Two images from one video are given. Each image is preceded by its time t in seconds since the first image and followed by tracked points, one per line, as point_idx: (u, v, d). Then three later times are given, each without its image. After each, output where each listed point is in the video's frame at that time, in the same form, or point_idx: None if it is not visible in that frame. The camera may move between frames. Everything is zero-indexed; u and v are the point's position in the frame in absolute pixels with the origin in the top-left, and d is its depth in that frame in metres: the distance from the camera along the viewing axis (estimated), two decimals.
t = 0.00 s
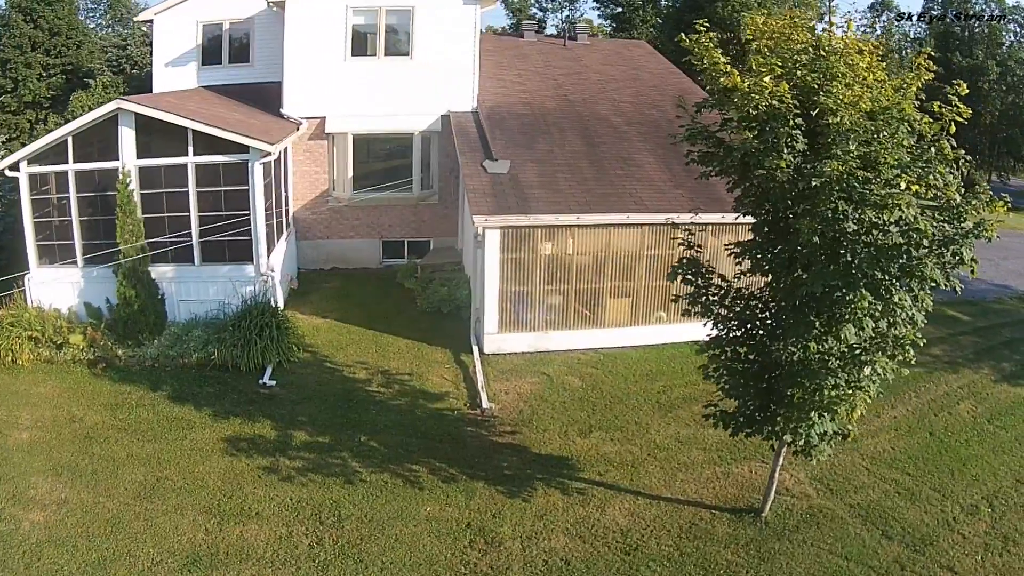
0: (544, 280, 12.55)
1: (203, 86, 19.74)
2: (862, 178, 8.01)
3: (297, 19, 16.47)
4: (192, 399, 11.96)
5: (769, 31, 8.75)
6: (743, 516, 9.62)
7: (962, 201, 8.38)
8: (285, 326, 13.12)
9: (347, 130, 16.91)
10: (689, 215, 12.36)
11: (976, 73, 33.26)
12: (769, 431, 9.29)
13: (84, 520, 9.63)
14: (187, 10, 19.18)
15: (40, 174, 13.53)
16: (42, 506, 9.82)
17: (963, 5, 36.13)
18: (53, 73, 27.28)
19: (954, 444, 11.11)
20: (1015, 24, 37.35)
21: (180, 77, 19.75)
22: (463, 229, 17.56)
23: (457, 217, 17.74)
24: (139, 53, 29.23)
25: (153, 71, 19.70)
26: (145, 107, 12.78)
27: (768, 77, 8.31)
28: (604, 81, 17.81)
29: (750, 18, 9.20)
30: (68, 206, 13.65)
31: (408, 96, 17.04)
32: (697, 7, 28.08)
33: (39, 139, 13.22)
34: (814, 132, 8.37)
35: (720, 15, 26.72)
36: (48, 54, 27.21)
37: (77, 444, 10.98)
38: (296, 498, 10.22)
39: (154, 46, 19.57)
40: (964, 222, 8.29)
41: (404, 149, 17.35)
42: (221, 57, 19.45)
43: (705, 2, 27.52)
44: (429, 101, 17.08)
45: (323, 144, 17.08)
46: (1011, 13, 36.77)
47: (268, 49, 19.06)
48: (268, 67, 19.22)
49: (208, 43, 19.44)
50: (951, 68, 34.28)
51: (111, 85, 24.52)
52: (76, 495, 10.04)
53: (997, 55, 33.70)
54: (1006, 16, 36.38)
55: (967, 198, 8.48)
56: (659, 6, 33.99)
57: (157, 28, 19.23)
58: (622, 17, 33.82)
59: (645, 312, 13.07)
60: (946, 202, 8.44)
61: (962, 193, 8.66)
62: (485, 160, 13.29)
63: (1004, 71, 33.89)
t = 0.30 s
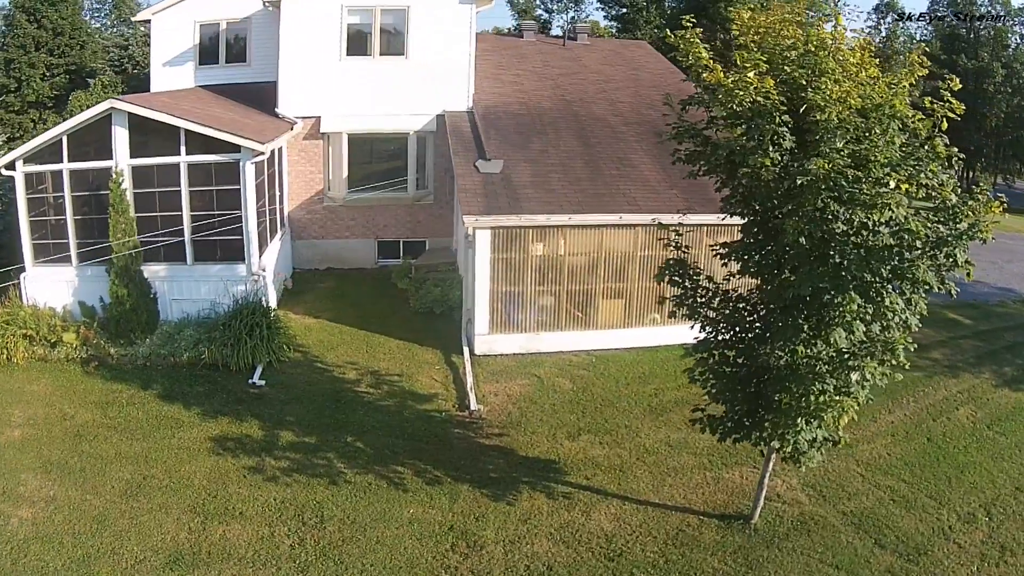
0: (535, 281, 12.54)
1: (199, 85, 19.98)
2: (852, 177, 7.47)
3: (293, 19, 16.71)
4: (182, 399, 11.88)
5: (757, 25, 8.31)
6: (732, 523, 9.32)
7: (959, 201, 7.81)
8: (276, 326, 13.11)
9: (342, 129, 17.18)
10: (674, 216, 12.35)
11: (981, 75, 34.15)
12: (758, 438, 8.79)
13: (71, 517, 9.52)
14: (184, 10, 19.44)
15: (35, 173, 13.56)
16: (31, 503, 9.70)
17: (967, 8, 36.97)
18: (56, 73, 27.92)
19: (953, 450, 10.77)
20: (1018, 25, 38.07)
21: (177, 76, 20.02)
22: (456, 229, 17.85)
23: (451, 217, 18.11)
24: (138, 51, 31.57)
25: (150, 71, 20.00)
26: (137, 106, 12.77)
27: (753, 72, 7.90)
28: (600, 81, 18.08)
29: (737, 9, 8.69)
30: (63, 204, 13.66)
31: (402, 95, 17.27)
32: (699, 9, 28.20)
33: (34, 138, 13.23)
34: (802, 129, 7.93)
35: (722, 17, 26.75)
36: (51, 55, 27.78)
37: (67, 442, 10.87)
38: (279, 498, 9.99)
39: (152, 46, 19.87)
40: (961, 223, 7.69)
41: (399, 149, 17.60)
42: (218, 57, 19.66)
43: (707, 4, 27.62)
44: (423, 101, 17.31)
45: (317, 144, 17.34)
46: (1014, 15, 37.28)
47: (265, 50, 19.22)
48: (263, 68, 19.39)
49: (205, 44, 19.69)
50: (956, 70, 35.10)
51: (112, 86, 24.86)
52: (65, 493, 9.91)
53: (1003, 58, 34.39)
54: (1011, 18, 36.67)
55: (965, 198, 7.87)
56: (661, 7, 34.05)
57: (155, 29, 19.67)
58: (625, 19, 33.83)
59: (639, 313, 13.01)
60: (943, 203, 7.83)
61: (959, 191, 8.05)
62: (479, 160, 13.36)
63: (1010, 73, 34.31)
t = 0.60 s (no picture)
0: (533, 283, 12.45)
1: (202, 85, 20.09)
2: (847, 178, 6.96)
3: (295, 18, 16.91)
4: (177, 398, 11.81)
5: (750, 20, 7.88)
6: (724, 532, 9.02)
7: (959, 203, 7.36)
8: (272, 326, 13.05)
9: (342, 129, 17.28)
10: (667, 218, 12.27)
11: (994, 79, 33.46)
12: (751, 447, 8.41)
13: (62, 513, 9.43)
14: (186, 9, 19.63)
15: (36, 171, 13.64)
16: (23, 499, 9.61)
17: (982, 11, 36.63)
18: (64, 71, 28.07)
19: (956, 461, 10.44)
20: None
21: (179, 75, 20.14)
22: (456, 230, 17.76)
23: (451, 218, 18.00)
24: (145, 50, 32.34)
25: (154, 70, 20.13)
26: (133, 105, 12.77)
27: (744, 70, 7.50)
28: (605, 83, 18.15)
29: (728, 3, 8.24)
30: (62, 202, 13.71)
31: (403, 95, 17.35)
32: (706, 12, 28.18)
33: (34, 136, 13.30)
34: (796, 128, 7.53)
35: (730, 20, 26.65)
36: (60, 54, 27.91)
37: (61, 438, 10.77)
38: (269, 498, 9.90)
39: (155, 45, 20.04)
40: (960, 228, 7.25)
41: (401, 149, 17.63)
42: (221, 56, 19.77)
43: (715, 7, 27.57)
44: (424, 101, 17.40)
45: (318, 144, 17.40)
46: None
47: (267, 49, 19.31)
48: (265, 67, 19.46)
49: (209, 43, 19.82)
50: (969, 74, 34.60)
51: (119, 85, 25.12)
52: (57, 489, 9.82)
53: (1014, 63, 33.69)
54: None
55: (965, 202, 7.43)
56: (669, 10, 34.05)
57: (158, 27, 19.77)
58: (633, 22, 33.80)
59: (639, 316, 12.85)
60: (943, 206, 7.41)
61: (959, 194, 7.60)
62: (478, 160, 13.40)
63: None
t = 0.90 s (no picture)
0: (537, 286, 12.37)
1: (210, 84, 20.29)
2: (847, 183, 6.54)
3: (303, 18, 16.97)
4: (177, 397, 11.85)
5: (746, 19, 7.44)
6: (721, 544, 8.73)
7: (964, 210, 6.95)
8: (273, 326, 13.04)
9: (349, 128, 17.29)
10: (667, 220, 12.17)
11: (1010, 82, 32.43)
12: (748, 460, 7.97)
13: (59, 510, 9.43)
14: (194, 9, 19.81)
15: (43, 171, 13.82)
16: (21, 495, 9.64)
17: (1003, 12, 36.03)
18: (78, 69, 28.58)
19: (962, 472, 10.08)
20: None
21: (187, 74, 20.33)
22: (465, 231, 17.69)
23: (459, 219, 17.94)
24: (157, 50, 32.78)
25: (163, 70, 20.38)
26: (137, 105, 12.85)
27: (740, 70, 7.08)
28: (615, 84, 18.26)
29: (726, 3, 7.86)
30: (68, 202, 13.86)
31: (411, 95, 17.31)
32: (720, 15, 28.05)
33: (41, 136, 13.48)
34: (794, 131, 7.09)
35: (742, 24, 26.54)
36: (73, 51, 28.41)
37: (62, 435, 10.84)
38: (264, 500, 9.81)
39: (164, 45, 20.27)
40: (966, 235, 6.87)
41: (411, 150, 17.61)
42: (229, 56, 19.94)
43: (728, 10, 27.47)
44: (433, 101, 17.34)
45: (326, 143, 17.48)
46: None
47: (275, 49, 19.45)
48: (272, 67, 19.59)
49: (217, 43, 20.00)
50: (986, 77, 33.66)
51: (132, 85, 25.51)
52: (55, 485, 9.85)
53: None
54: None
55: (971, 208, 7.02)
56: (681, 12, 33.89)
57: (167, 27, 19.98)
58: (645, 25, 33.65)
59: (642, 321, 12.73)
60: (947, 211, 7.00)
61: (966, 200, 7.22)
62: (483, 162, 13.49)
63: None
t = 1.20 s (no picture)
0: (547, 290, 12.27)
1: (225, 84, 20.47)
2: (852, 193, 6.24)
3: (317, 19, 16.99)
4: (185, 396, 11.89)
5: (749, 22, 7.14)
6: (721, 558, 8.44)
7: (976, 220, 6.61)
8: (281, 327, 13.05)
9: (362, 129, 17.28)
10: (671, 226, 11.99)
11: None
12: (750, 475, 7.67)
13: (62, 506, 9.45)
14: (209, 9, 19.98)
15: (56, 169, 14.01)
16: (26, 490, 9.71)
17: None
18: (98, 66, 29.13)
19: (972, 488, 9.65)
20: None
21: (201, 74, 20.53)
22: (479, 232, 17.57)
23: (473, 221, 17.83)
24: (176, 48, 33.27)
25: (178, 69, 20.59)
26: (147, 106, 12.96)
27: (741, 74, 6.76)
28: (633, 85, 18.21)
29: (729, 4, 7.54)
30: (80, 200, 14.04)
31: (425, 96, 17.27)
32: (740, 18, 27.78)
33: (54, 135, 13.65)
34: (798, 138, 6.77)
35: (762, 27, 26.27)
36: (93, 48, 28.93)
37: (69, 432, 10.93)
38: (264, 501, 9.71)
39: (179, 44, 20.48)
40: (977, 247, 6.57)
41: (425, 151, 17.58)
42: (244, 56, 20.10)
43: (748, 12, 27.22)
44: (447, 102, 17.30)
45: (339, 144, 17.50)
46: None
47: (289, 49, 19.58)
48: (286, 67, 19.74)
49: (232, 43, 20.16)
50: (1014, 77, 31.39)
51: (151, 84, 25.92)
52: (59, 481, 9.90)
53: None
54: None
55: (983, 218, 6.71)
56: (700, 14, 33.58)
57: (183, 26, 20.13)
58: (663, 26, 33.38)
59: (653, 327, 12.52)
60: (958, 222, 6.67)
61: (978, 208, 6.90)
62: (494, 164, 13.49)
63: None
